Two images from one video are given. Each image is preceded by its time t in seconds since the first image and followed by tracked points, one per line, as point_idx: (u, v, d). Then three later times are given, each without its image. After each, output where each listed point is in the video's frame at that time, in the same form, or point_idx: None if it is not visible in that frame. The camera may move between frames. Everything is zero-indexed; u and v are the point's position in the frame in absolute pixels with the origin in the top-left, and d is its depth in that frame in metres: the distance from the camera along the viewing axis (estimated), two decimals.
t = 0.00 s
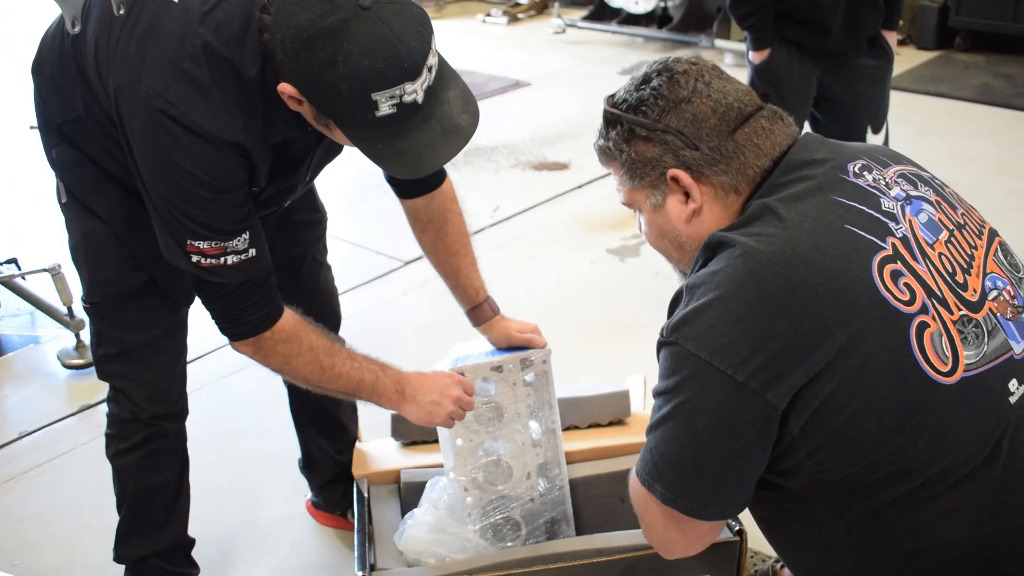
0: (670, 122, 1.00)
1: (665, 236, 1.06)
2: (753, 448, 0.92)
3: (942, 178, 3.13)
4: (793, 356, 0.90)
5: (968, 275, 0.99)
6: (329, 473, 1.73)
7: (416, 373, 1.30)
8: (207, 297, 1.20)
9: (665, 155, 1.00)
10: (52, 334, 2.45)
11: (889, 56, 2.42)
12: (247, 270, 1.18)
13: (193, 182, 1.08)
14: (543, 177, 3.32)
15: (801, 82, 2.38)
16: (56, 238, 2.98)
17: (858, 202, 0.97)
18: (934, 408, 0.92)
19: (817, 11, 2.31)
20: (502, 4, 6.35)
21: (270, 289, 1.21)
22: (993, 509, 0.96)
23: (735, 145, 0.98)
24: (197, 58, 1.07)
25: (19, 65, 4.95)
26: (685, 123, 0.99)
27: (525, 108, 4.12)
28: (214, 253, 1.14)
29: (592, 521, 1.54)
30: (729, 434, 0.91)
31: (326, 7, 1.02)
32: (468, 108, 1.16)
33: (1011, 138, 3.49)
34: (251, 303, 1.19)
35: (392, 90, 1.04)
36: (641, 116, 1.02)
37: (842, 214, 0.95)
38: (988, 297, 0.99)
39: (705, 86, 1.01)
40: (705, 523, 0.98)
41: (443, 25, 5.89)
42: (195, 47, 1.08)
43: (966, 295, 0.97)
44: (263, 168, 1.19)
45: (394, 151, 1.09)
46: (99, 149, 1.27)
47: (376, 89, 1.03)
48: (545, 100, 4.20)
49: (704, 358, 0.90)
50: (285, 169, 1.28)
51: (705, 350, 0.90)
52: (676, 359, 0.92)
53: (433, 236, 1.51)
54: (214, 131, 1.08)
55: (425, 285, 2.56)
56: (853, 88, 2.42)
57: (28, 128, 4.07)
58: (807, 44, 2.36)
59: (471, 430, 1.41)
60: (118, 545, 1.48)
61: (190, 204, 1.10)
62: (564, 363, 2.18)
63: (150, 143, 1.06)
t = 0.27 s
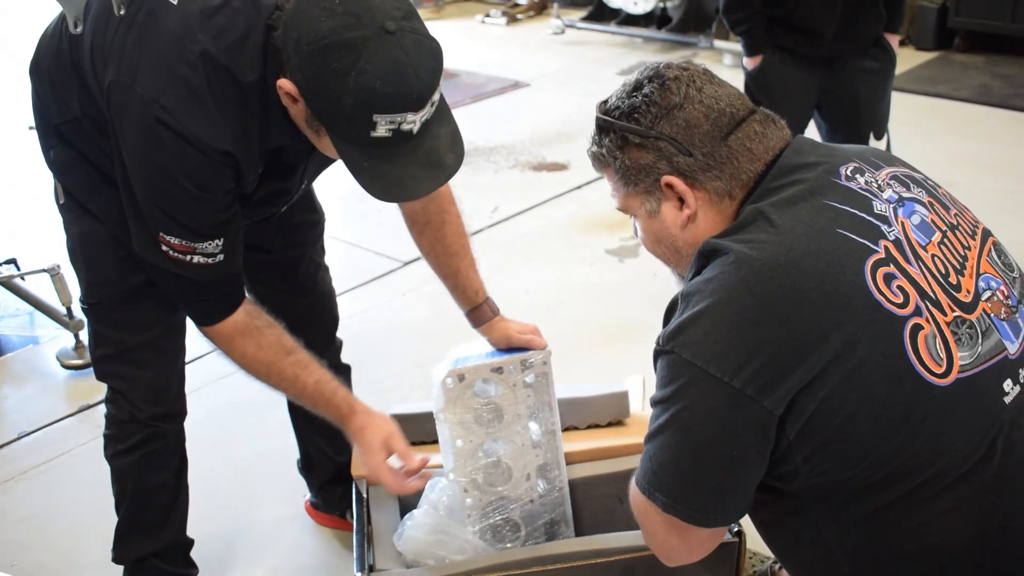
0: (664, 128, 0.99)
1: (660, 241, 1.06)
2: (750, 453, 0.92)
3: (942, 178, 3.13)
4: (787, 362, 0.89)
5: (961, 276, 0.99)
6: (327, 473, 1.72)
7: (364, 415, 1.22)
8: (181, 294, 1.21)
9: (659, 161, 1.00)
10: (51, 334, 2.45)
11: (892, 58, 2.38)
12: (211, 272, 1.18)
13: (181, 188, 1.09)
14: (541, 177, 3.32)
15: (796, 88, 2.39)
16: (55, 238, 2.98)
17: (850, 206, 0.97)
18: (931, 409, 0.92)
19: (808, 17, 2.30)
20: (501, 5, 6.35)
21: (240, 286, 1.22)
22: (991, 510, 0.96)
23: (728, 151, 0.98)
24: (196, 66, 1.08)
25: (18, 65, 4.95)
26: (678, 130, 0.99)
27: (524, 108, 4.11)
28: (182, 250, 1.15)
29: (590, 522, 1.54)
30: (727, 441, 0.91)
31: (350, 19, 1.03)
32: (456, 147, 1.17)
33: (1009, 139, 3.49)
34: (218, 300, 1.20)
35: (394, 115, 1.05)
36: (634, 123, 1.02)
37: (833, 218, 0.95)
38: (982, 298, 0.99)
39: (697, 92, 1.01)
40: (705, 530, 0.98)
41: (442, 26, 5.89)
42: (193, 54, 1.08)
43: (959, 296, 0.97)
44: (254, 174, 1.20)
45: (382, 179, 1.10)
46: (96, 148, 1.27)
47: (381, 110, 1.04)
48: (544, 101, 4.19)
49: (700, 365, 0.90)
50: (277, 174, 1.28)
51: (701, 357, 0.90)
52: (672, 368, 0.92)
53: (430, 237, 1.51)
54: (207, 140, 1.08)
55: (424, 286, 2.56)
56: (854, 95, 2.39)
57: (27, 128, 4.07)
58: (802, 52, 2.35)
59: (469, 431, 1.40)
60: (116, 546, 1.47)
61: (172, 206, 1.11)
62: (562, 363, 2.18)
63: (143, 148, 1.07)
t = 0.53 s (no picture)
0: (646, 150, 1.00)
1: (663, 262, 1.06)
2: (753, 458, 0.92)
3: (941, 179, 3.13)
4: (786, 366, 0.89)
5: (959, 277, 0.99)
6: (326, 474, 1.72)
7: (336, 409, 1.27)
8: (163, 291, 1.20)
9: (647, 182, 1.00)
10: (51, 334, 2.45)
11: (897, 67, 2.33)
12: (198, 272, 1.19)
13: (177, 187, 1.09)
14: (541, 178, 3.32)
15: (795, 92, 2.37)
16: (55, 238, 2.98)
17: (846, 210, 0.97)
18: (930, 410, 0.92)
19: (807, 18, 2.30)
20: (501, 6, 6.35)
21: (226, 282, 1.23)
22: (989, 511, 0.95)
23: (714, 161, 0.98)
24: (197, 63, 1.08)
25: (18, 66, 4.96)
26: (661, 149, 0.99)
27: (524, 109, 4.11)
28: (166, 248, 1.15)
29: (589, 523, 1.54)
30: (730, 447, 0.91)
31: (356, 19, 1.03)
32: (458, 146, 1.16)
33: (1009, 139, 3.49)
34: (204, 295, 1.21)
35: (399, 114, 1.05)
36: (617, 150, 1.02)
37: (829, 222, 0.95)
38: (979, 298, 0.99)
39: (672, 110, 1.01)
40: (711, 536, 0.98)
41: (442, 27, 5.89)
42: (193, 50, 1.08)
43: (957, 297, 0.97)
44: (247, 175, 1.19)
45: (387, 178, 1.10)
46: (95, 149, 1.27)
47: (386, 109, 1.04)
48: (544, 102, 4.19)
49: (700, 375, 0.90)
50: (274, 173, 1.28)
51: (700, 367, 0.90)
52: (673, 376, 0.92)
53: (429, 239, 1.51)
54: (205, 137, 1.08)
55: (423, 287, 2.56)
56: (855, 98, 2.36)
57: (27, 129, 4.07)
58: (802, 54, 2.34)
59: (467, 431, 1.41)
60: (114, 546, 1.47)
61: (166, 204, 1.10)
62: (561, 364, 2.18)
63: (140, 143, 1.06)
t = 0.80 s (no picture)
0: (657, 146, 0.99)
1: (660, 258, 1.05)
2: (758, 463, 0.92)
3: (941, 180, 3.13)
4: (791, 369, 0.89)
5: (962, 278, 0.99)
6: (326, 475, 1.72)
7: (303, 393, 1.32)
8: (159, 289, 1.20)
9: (655, 179, 0.99)
10: (50, 334, 2.44)
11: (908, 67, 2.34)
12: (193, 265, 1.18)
13: (177, 185, 1.09)
14: (540, 179, 3.32)
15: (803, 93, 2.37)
16: (54, 239, 2.98)
17: (849, 212, 0.97)
18: (933, 412, 0.92)
19: (816, 17, 2.30)
20: (500, 6, 6.35)
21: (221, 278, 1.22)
22: (991, 512, 0.96)
23: (724, 161, 0.98)
24: (199, 63, 1.08)
25: (17, 66, 4.95)
26: (672, 146, 0.99)
27: (523, 110, 4.11)
28: (157, 242, 1.14)
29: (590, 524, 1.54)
30: (735, 452, 0.91)
31: (364, 18, 1.03)
32: (463, 143, 1.17)
33: (1009, 141, 3.50)
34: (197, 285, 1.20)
35: (407, 113, 1.06)
36: (626, 142, 1.01)
37: (832, 224, 0.95)
38: (983, 300, 0.99)
39: (686, 107, 1.00)
40: (714, 540, 0.98)
41: (441, 28, 5.89)
42: (195, 50, 1.08)
43: (960, 299, 0.97)
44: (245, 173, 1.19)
45: (393, 177, 1.10)
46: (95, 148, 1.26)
47: (394, 108, 1.05)
48: (544, 103, 4.19)
49: (706, 378, 0.90)
50: (274, 172, 1.29)
51: (706, 369, 0.90)
52: (678, 380, 0.92)
53: (429, 239, 1.51)
54: (206, 136, 1.08)
55: (422, 288, 2.55)
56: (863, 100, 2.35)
57: (26, 130, 4.06)
58: (809, 53, 2.33)
59: (467, 432, 1.41)
60: (114, 547, 1.47)
61: (163, 203, 1.10)
62: (561, 365, 2.17)
63: (138, 141, 1.06)
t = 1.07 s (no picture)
0: (654, 150, 0.99)
1: (663, 262, 1.06)
2: (761, 466, 0.92)
3: (940, 181, 3.13)
4: (793, 371, 0.89)
5: (963, 280, 0.99)
6: (326, 475, 1.72)
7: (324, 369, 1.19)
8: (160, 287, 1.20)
9: (653, 183, 0.99)
10: (49, 335, 2.44)
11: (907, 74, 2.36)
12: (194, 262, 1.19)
13: (169, 179, 1.09)
14: (540, 180, 3.32)
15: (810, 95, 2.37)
16: (53, 239, 2.97)
17: (849, 214, 0.97)
18: (932, 413, 0.92)
19: (824, 17, 2.29)
20: (500, 7, 6.35)
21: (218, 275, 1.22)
22: (990, 513, 0.96)
23: (722, 164, 0.98)
24: (196, 58, 1.08)
25: (17, 66, 4.96)
26: (669, 150, 0.99)
27: (522, 110, 4.11)
28: (149, 233, 1.13)
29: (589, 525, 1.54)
30: (737, 455, 0.91)
31: (362, 17, 1.03)
32: (457, 147, 1.17)
33: (1008, 142, 3.50)
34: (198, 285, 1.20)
35: (400, 113, 1.06)
36: (623, 148, 1.01)
37: (834, 226, 0.95)
38: (984, 302, 0.99)
39: (682, 112, 1.00)
40: (717, 544, 0.97)
41: (440, 28, 5.89)
42: (192, 46, 1.08)
43: (962, 301, 0.97)
44: (246, 162, 1.21)
45: (387, 176, 1.11)
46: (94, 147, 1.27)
47: (388, 108, 1.05)
48: (543, 103, 4.19)
49: (707, 382, 0.90)
50: (271, 170, 1.30)
51: (707, 374, 0.90)
52: (679, 385, 0.92)
53: (429, 240, 1.51)
54: (199, 131, 1.08)
55: (422, 288, 2.55)
56: (867, 104, 2.36)
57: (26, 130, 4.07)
58: (815, 54, 2.32)
59: (467, 432, 1.41)
60: (113, 547, 1.47)
61: (158, 199, 1.11)
62: (561, 366, 2.18)
63: (131, 130, 1.06)
